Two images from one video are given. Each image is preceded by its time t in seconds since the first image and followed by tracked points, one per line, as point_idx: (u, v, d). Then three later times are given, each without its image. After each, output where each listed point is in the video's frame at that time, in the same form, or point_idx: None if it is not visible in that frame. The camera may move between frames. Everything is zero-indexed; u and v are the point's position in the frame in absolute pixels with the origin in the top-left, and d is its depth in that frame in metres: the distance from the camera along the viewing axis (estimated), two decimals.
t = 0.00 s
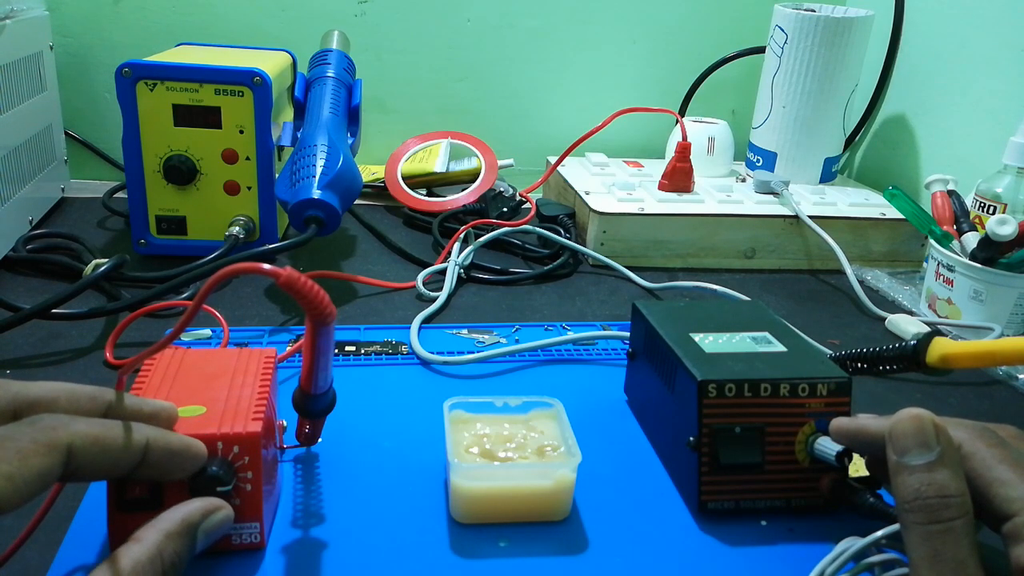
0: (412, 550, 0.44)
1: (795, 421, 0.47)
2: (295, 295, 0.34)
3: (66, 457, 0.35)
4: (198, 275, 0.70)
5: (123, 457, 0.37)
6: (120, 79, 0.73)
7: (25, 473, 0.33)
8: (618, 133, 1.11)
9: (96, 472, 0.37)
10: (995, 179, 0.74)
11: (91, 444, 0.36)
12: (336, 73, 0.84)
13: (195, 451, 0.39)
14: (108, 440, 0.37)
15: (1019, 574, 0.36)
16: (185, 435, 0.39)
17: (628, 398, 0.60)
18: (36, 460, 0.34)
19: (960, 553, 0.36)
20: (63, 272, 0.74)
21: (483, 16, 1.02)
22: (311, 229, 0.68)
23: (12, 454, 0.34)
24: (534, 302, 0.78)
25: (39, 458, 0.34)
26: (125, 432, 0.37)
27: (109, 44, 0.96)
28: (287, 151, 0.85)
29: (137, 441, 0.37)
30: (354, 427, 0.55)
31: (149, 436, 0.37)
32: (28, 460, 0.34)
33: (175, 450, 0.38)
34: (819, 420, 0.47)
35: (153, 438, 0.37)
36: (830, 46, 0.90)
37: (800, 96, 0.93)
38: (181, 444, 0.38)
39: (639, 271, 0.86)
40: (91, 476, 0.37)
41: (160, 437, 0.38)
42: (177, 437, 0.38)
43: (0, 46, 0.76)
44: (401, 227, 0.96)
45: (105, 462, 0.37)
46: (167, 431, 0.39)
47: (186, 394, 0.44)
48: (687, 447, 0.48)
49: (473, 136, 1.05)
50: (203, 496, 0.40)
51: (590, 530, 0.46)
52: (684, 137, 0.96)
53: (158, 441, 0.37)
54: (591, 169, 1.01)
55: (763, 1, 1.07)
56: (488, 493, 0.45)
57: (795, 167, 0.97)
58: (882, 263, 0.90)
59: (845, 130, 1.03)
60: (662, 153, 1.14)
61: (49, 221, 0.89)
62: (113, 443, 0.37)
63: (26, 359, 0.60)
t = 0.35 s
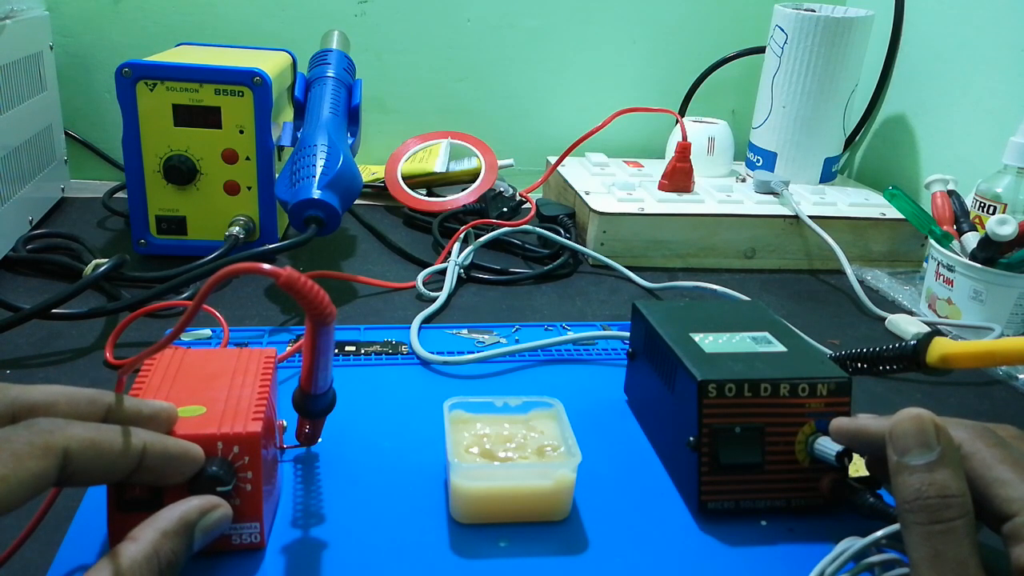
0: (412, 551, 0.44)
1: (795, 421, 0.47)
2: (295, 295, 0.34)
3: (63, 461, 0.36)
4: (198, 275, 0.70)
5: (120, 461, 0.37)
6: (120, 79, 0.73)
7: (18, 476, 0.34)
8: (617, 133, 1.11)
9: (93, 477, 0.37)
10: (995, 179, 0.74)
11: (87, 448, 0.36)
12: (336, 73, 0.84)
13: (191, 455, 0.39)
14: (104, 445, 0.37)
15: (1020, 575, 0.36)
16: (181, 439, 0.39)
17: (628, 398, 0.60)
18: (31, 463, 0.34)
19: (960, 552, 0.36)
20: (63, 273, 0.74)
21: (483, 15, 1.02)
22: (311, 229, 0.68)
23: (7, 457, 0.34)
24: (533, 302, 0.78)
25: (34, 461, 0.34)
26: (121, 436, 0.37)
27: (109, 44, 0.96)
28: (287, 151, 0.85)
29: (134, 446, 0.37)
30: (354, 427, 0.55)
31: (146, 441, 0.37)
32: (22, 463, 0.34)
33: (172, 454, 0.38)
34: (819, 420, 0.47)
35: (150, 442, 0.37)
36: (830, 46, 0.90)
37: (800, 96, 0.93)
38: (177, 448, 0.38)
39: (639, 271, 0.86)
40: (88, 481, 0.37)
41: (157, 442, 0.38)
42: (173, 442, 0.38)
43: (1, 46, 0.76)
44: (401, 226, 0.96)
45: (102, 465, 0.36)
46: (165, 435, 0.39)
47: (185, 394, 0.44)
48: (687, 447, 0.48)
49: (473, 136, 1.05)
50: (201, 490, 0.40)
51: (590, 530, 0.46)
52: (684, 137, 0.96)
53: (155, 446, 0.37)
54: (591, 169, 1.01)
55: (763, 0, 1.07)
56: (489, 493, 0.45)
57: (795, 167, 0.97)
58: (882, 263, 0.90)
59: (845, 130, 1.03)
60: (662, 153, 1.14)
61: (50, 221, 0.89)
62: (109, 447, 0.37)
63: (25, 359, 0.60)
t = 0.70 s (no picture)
0: (412, 551, 0.44)
1: (795, 421, 0.47)
2: (294, 294, 0.34)
3: (64, 460, 0.35)
4: (198, 275, 0.70)
5: (122, 460, 0.37)
6: (120, 79, 0.73)
7: (19, 476, 0.34)
8: (617, 133, 1.11)
9: (94, 476, 0.37)
10: (995, 179, 0.74)
11: (89, 448, 0.36)
12: (336, 73, 0.84)
13: (193, 455, 0.39)
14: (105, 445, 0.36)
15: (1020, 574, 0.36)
16: (183, 440, 0.39)
17: (628, 398, 0.60)
18: (33, 463, 0.34)
19: (961, 552, 0.36)
20: (63, 272, 0.74)
21: (483, 16, 1.02)
22: (311, 229, 0.68)
23: (9, 457, 0.34)
24: (534, 302, 0.78)
25: (35, 461, 0.34)
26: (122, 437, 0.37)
27: (109, 44, 0.96)
28: (287, 151, 0.85)
29: (135, 446, 0.37)
30: (354, 427, 0.55)
31: (148, 441, 0.37)
32: (23, 463, 0.34)
33: (174, 454, 0.38)
34: (819, 420, 0.47)
35: (151, 443, 0.37)
36: (830, 46, 0.90)
37: (800, 96, 0.93)
38: (179, 448, 0.38)
39: (639, 271, 0.86)
40: (89, 481, 0.37)
41: (158, 442, 0.38)
42: (174, 442, 0.39)
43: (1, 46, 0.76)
44: (401, 226, 0.96)
45: (103, 466, 0.36)
46: (166, 436, 0.39)
47: (185, 394, 0.44)
48: (687, 447, 0.48)
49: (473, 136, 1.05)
50: (202, 488, 0.39)
51: (590, 530, 0.46)
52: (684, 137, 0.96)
53: (157, 446, 0.38)
54: (591, 169, 1.01)
55: (763, 0, 1.07)
56: (489, 493, 0.45)
57: (795, 167, 0.97)
58: (882, 263, 0.90)
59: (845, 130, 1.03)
60: (662, 153, 1.14)
61: (50, 221, 0.89)
62: (111, 448, 0.37)
63: (26, 359, 0.60)
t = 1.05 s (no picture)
0: (412, 551, 0.44)
1: (795, 421, 0.47)
2: (294, 294, 0.34)
3: (68, 465, 0.35)
4: (199, 275, 0.70)
5: (124, 463, 0.37)
6: (120, 79, 0.73)
7: (22, 480, 0.34)
8: (617, 133, 1.11)
9: (97, 479, 0.37)
10: (995, 179, 0.74)
11: (92, 451, 0.36)
12: (336, 73, 0.84)
13: (195, 456, 0.39)
14: (108, 448, 0.36)
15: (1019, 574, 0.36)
16: (185, 440, 0.39)
17: (628, 398, 0.60)
18: (36, 467, 0.34)
19: (960, 552, 0.36)
20: (63, 273, 0.74)
21: (483, 16, 1.02)
22: (311, 229, 0.68)
23: (11, 460, 0.34)
24: (534, 302, 0.78)
25: (38, 465, 0.34)
26: (124, 438, 0.37)
27: (109, 44, 0.96)
28: (287, 151, 0.85)
29: (137, 449, 0.37)
30: (353, 427, 0.55)
31: (151, 443, 0.37)
32: (26, 467, 0.34)
33: (177, 455, 0.38)
34: (819, 420, 0.47)
35: (154, 444, 0.37)
36: (830, 46, 0.90)
37: (800, 96, 0.93)
38: (182, 449, 0.38)
39: (639, 271, 0.86)
40: (91, 484, 0.37)
41: (162, 443, 0.38)
42: (177, 443, 0.39)
43: (1, 46, 0.76)
44: (401, 226, 0.96)
45: (106, 469, 0.36)
46: (168, 436, 0.39)
47: (186, 394, 0.44)
48: (687, 447, 0.48)
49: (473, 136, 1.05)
50: (201, 488, 0.39)
51: (590, 530, 0.46)
52: (684, 137, 0.96)
53: (160, 448, 0.38)
54: (591, 169, 1.01)
55: (763, 1, 1.07)
56: (489, 492, 0.45)
57: (795, 167, 0.97)
58: (882, 263, 0.90)
59: (845, 130, 1.03)
60: (662, 153, 1.14)
61: (50, 221, 0.89)
62: (113, 450, 0.37)
63: (26, 359, 0.60)
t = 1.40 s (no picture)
0: (412, 551, 0.44)
1: (795, 421, 0.47)
2: (294, 294, 0.34)
3: (71, 466, 0.35)
4: (199, 275, 0.70)
5: (127, 463, 0.37)
6: (120, 79, 0.73)
7: (25, 481, 0.34)
8: (617, 133, 1.11)
9: (100, 480, 0.37)
10: (995, 179, 0.74)
11: (96, 453, 0.36)
12: (336, 73, 0.84)
13: (198, 455, 0.39)
14: (111, 450, 0.36)
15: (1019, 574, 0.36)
16: (188, 440, 0.39)
17: (628, 398, 0.60)
18: (39, 469, 0.34)
19: (959, 552, 0.36)
20: (63, 273, 0.74)
21: (483, 15, 1.02)
22: (311, 229, 0.68)
23: (15, 462, 0.34)
24: (534, 302, 0.78)
25: (41, 467, 0.34)
26: (127, 439, 0.37)
27: (109, 44, 0.96)
28: (287, 151, 0.85)
29: (139, 450, 0.37)
30: (353, 427, 0.55)
31: (155, 443, 0.37)
32: (29, 469, 0.34)
33: (180, 455, 0.38)
34: (819, 420, 0.47)
35: (157, 444, 0.38)
36: (830, 46, 0.90)
37: (800, 96, 0.93)
38: (185, 449, 0.39)
39: (639, 271, 0.86)
40: (94, 485, 0.37)
41: (165, 444, 0.38)
42: (181, 443, 0.39)
43: (1, 46, 0.76)
44: (401, 226, 0.96)
45: (109, 470, 0.37)
46: (171, 436, 0.39)
47: (186, 394, 0.44)
48: (687, 447, 0.48)
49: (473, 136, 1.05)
50: (201, 488, 0.39)
51: (590, 530, 0.46)
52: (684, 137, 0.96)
53: (163, 448, 0.38)
54: (591, 169, 1.01)
55: (763, 0, 1.07)
56: (489, 492, 0.45)
57: (795, 167, 0.97)
58: (882, 263, 0.90)
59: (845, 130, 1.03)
60: (662, 153, 1.14)
61: (50, 221, 0.89)
62: (116, 450, 0.37)
63: (26, 359, 0.60)
